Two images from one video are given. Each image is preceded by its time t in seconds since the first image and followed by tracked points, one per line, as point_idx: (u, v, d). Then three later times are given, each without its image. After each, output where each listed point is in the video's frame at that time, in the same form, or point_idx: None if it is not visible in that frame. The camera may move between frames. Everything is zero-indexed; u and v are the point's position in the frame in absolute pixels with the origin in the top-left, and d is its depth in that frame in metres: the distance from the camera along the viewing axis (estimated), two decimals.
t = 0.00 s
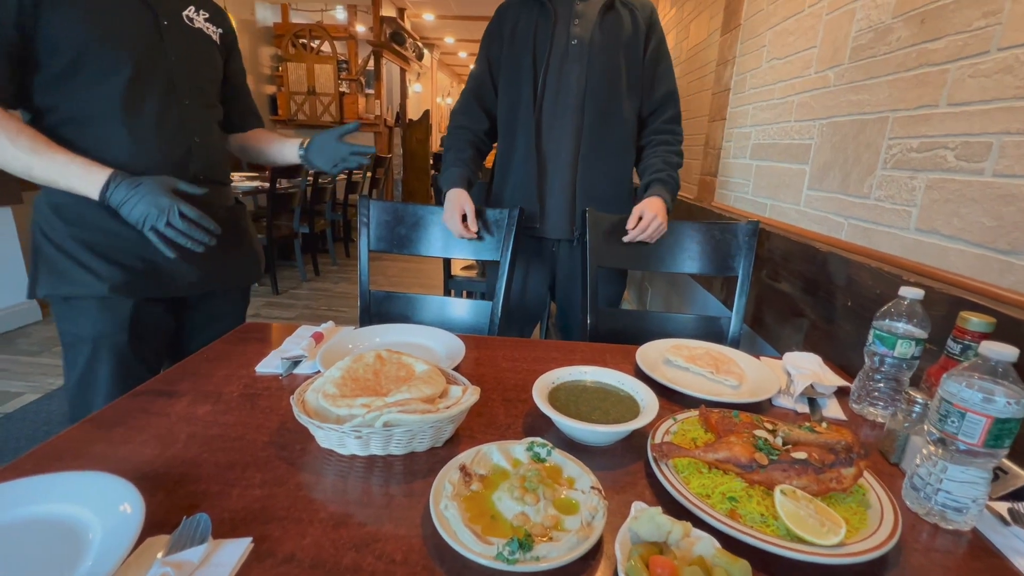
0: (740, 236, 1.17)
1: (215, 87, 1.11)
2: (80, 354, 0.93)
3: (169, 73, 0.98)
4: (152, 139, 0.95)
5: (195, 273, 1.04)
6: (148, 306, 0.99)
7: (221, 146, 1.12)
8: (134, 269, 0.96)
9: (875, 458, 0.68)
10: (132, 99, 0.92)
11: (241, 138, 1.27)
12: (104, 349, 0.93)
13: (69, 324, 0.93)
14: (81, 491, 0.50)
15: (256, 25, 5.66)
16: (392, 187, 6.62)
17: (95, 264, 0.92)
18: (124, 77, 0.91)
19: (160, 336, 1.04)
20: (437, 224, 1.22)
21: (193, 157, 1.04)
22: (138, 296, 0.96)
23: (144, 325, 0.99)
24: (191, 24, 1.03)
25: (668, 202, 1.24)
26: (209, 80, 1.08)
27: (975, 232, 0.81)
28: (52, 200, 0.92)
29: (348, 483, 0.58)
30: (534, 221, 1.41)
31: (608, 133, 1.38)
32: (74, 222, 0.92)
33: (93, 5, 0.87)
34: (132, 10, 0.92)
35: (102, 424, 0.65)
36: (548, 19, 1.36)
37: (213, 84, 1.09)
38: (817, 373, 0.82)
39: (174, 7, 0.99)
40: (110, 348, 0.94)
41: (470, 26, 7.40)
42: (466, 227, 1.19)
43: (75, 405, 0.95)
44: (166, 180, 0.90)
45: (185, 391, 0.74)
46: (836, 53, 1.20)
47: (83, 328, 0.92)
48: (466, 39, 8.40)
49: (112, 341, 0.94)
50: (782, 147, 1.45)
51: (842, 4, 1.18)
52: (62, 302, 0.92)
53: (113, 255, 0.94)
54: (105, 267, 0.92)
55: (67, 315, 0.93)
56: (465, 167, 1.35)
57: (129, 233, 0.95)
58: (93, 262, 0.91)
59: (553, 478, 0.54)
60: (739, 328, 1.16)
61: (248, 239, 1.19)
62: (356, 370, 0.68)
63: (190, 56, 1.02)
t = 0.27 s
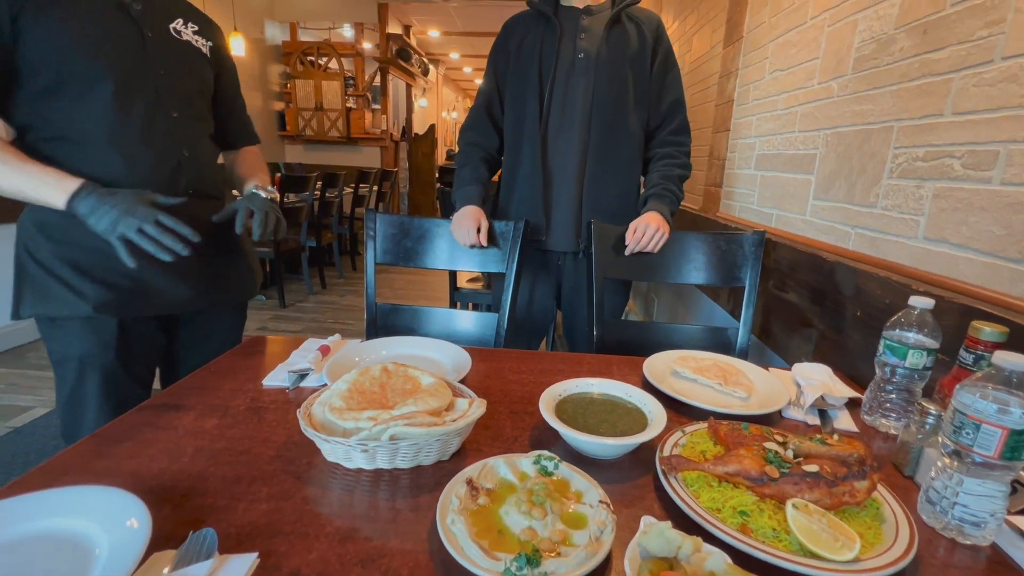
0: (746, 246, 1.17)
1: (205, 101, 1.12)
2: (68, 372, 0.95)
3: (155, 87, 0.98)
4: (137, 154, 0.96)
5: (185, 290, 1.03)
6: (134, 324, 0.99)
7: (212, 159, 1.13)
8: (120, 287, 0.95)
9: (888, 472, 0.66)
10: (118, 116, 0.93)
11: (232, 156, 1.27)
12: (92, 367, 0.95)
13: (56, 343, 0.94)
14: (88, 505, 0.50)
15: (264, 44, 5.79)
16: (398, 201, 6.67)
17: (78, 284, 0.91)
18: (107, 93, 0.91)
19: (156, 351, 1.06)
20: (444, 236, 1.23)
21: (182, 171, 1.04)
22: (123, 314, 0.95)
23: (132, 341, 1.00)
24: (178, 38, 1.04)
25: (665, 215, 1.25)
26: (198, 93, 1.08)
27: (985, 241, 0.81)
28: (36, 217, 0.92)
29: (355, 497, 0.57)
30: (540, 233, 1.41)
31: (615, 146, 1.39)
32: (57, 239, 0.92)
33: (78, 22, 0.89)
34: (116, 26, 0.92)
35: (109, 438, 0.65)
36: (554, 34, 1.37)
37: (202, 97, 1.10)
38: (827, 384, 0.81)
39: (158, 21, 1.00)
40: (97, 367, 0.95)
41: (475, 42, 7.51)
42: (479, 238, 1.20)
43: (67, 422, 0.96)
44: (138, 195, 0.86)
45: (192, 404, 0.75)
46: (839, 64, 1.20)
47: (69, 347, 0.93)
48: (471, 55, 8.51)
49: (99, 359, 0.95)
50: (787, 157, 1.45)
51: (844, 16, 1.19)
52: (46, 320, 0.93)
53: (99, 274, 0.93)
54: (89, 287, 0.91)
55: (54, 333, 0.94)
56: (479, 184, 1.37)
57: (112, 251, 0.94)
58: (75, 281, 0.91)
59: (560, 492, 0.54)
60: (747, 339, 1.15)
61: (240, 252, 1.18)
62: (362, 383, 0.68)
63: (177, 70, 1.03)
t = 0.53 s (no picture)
0: (759, 267, 1.16)
1: (212, 133, 1.15)
2: (69, 404, 0.94)
3: (160, 121, 1.02)
4: (140, 187, 0.98)
5: (186, 323, 1.03)
6: (134, 356, 0.99)
7: (218, 191, 1.15)
8: (121, 322, 0.95)
9: (917, 500, 0.64)
10: (122, 150, 0.95)
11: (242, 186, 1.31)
12: (93, 398, 0.94)
13: (57, 377, 0.94)
14: (105, 533, 0.50)
15: (282, 78, 6.02)
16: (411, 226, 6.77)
17: (77, 319, 0.91)
18: (112, 128, 0.94)
19: (155, 380, 1.07)
20: (457, 262, 1.24)
21: (186, 204, 1.06)
22: (124, 348, 0.95)
23: (132, 372, 1.00)
24: (187, 71, 1.08)
25: (676, 239, 1.25)
26: (204, 126, 1.12)
27: (1004, 260, 0.79)
28: (38, 252, 0.91)
29: (369, 526, 0.57)
30: (552, 257, 1.43)
31: (628, 171, 1.40)
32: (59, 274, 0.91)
33: (87, 61, 0.92)
34: (125, 63, 0.96)
35: (127, 465, 0.66)
36: (567, 64, 1.41)
37: (208, 130, 1.14)
38: (848, 408, 0.80)
39: (167, 57, 1.04)
40: (97, 399, 0.95)
41: (486, 72, 7.72)
42: (491, 264, 1.21)
43: (69, 452, 0.96)
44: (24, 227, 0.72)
45: (209, 431, 0.75)
46: (846, 87, 1.21)
47: (71, 381, 0.93)
48: (482, 83, 8.73)
49: (99, 392, 0.95)
50: (797, 178, 1.46)
51: (849, 40, 1.21)
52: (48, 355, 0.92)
53: (100, 309, 0.93)
54: (90, 322, 0.91)
55: (56, 367, 0.93)
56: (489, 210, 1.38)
57: (115, 284, 0.94)
58: (78, 317, 0.90)
59: (576, 520, 0.53)
60: (763, 361, 1.13)
61: (244, 280, 1.19)
62: (377, 409, 0.68)
63: (183, 104, 1.07)
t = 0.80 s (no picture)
0: (778, 298, 1.15)
1: (240, 180, 1.21)
2: (95, 444, 0.97)
3: (191, 169, 1.07)
4: (170, 233, 1.02)
5: (208, 362, 1.06)
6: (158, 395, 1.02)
7: (244, 234, 1.19)
8: (146, 362, 0.99)
9: (956, 542, 0.61)
10: (155, 198, 1.00)
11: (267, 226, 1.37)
12: (118, 437, 0.97)
13: (85, 417, 0.97)
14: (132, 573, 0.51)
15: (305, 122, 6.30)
16: (429, 261, 6.86)
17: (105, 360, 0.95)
18: (146, 177, 0.99)
19: (178, 417, 1.09)
20: (474, 297, 1.26)
21: (213, 247, 1.10)
22: (148, 387, 0.98)
23: (155, 411, 1.03)
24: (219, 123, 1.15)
25: (693, 271, 1.25)
26: (233, 173, 1.17)
27: None
28: (73, 296, 0.97)
29: (389, 567, 0.57)
30: (569, 292, 1.44)
31: (644, 206, 1.42)
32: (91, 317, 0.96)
33: (127, 118, 0.99)
34: (161, 119, 1.04)
35: (153, 504, 0.67)
36: (581, 104, 1.46)
37: (237, 177, 1.19)
38: (878, 444, 0.78)
39: (200, 109, 1.12)
40: (122, 439, 0.97)
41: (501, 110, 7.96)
42: (512, 298, 1.23)
43: (92, 491, 0.97)
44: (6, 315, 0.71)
45: (233, 469, 0.77)
46: (856, 119, 1.23)
47: (99, 421, 0.96)
48: (497, 122, 8.99)
49: (124, 432, 0.97)
50: (813, 209, 1.46)
51: (856, 75, 1.23)
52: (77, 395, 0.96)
53: (127, 350, 0.97)
54: (117, 362, 0.95)
55: (84, 407, 0.97)
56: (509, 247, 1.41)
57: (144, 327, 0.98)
58: (107, 357, 0.95)
59: (599, 562, 0.52)
60: (788, 396, 1.11)
61: (266, 320, 1.22)
62: (397, 447, 0.69)
63: (213, 153, 1.12)
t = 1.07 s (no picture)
0: (792, 322, 1.14)
1: (261, 213, 1.24)
2: (118, 472, 0.98)
3: (217, 204, 1.10)
4: (196, 265, 1.05)
5: (228, 390, 1.08)
6: (180, 424, 1.04)
7: (265, 265, 1.22)
8: (169, 390, 1.01)
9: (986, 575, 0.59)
10: (182, 232, 1.04)
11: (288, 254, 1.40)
12: (140, 465, 0.98)
13: (109, 445, 0.99)
14: None
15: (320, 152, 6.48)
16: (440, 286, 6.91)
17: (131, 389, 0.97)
18: (174, 211, 1.03)
19: (198, 446, 1.11)
20: (487, 322, 1.27)
21: (235, 278, 1.12)
22: (170, 415, 1.00)
23: (176, 440, 1.04)
24: (243, 158, 1.20)
25: (704, 295, 1.25)
26: (256, 207, 1.21)
27: None
28: (102, 326, 1.00)
29: None
30: (580, 317, 1.44)
31: (653, 232, 1.43)
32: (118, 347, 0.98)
33: (159, 156, 1.04)
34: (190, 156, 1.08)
35: (170, 533, 0.68)
36: (589, 133, 1.49)
37: (259, 210, 1.22)
38: (900, 472, 0.76)
39: (226, 147, 1.16)
40: (144, 467, 0.98)
41: (511, 138, 8.11)
42: (525, 320, 1.24)
43: (113, 520, 0.98)
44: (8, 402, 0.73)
45: (249, 498, 0.77)
46: (863, 143, 1.24)
47: (121, 449, 0.97)
48: (507, 148, 9.15)
49: (146, 460, 0.99)
50: (823, 232, 1.46)
51: (861, 100, 1.24)
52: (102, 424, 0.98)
53: (152, 379, 0.99)
54: (142, 392, 0.97)
55: (107, 436, 0.99)
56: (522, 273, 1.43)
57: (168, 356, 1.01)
58: (132, 385, 0.97)
59: None
60: (805, 421, 1.09)
61: (284, 349, 1.24)
62: (410, 476, 0.69)
63: (238, 188, 1.16)
